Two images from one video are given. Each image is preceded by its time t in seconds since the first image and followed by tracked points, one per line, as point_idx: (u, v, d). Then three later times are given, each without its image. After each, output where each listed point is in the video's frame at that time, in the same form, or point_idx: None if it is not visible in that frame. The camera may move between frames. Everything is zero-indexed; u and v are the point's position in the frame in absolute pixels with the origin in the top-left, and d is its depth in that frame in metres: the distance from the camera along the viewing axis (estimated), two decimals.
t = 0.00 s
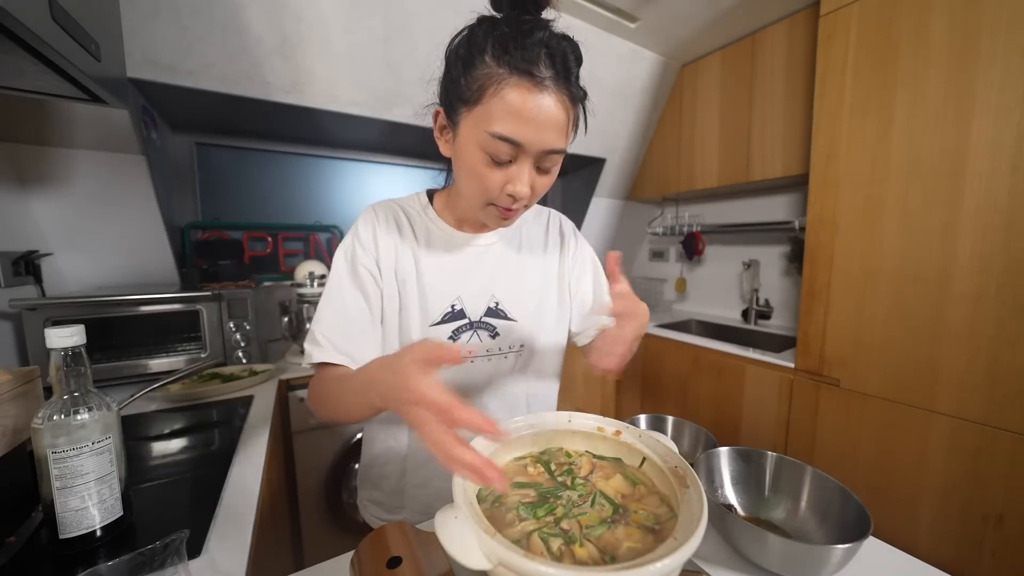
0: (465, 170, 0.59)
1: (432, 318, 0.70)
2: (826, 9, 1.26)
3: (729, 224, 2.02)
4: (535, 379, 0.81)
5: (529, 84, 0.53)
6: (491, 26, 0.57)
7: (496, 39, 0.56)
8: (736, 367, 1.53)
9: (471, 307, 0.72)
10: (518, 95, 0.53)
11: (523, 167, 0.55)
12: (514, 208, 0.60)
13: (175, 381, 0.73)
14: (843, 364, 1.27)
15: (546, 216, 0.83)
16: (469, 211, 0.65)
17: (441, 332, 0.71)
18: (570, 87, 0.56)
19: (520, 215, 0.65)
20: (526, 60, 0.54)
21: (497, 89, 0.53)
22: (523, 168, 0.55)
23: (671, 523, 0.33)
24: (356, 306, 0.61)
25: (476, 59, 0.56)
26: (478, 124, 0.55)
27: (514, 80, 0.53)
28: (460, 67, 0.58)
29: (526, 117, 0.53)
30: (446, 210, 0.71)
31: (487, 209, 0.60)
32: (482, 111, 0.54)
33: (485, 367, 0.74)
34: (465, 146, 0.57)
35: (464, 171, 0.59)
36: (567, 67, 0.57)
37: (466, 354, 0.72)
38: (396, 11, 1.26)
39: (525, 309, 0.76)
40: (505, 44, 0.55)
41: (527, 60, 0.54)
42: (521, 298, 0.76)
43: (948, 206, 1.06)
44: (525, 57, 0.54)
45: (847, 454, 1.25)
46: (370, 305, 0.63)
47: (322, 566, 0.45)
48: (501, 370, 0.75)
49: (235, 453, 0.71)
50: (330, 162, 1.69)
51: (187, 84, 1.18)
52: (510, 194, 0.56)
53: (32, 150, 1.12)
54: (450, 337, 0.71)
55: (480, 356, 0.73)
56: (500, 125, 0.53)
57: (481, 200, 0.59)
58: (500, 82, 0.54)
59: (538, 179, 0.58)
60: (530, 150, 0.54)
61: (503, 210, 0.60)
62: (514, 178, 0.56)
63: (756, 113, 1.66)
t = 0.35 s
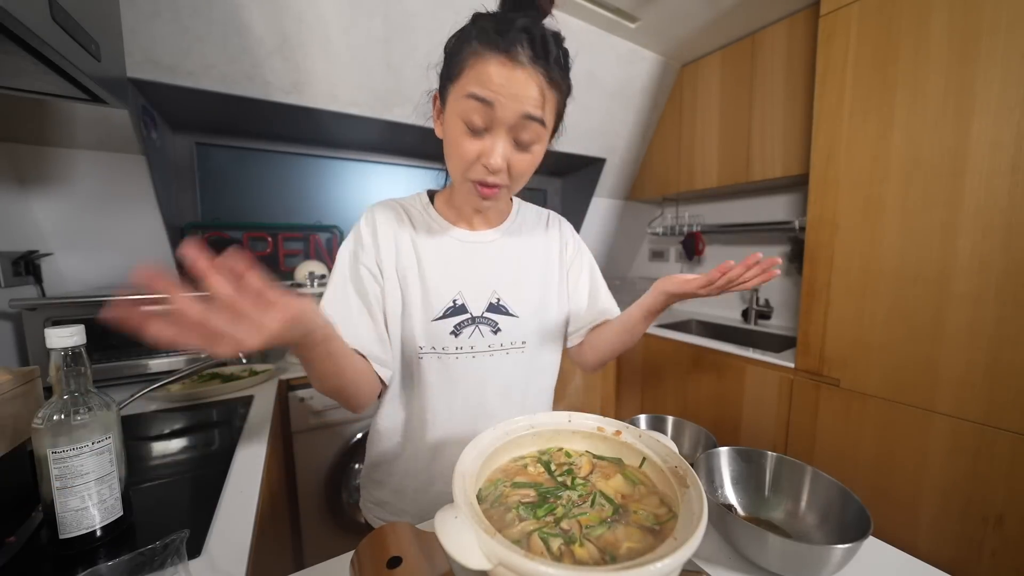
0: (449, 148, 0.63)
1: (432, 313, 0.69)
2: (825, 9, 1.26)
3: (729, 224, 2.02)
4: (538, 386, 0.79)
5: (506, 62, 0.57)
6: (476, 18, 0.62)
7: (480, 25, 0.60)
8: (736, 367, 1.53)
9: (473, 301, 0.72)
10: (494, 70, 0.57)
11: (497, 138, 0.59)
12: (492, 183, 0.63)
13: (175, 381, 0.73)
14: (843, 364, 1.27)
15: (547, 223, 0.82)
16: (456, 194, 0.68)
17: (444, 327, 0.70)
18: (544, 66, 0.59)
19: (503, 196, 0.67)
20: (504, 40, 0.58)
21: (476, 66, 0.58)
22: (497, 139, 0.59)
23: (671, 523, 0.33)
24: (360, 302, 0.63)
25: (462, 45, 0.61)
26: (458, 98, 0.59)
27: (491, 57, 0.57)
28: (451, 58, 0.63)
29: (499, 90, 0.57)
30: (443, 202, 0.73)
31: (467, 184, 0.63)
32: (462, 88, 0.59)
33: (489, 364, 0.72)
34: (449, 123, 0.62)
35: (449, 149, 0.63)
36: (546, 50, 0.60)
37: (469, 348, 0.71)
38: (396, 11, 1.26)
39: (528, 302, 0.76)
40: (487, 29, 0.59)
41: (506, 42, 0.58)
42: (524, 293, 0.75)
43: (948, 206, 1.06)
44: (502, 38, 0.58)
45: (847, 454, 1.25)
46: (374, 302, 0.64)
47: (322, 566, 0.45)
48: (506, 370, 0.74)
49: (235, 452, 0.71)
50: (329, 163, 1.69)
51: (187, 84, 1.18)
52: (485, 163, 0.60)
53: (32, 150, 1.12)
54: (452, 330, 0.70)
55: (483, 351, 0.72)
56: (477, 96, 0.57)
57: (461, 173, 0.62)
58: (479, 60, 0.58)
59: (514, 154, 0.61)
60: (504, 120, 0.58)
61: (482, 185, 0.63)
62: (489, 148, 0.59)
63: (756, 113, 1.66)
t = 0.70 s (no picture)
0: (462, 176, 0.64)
1: (444, 302, 0.67)
2: (826, 9, 1.26)
3: (729, 224, 2.02)
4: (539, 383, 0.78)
5: (489, 85, 0.57)
6: (446, 48, 0.61)
7: (453, 55, 0.60)
8: (736, 367, 1.53)
9: (485, 289, 0.70)
10: (484, 94, 0.57)
11: (505, 153, 0.60)
12: (512, 196, 0.63)
13: (175, 381, 0.73)
14: (843, 364, 1.27)
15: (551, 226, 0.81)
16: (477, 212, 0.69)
17: (456, 317, 0.68)
18: (526, 76, 0.59)
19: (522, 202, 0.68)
20: (482, 62, 0.58)
21: (466, 95, 0.58)
22: (507, 155, 0.60)
23: (671, 523, 0.33)
24: (364, 297, 0.65)
25: (446, 78, 0.61)
26: (457, 129, 0.61)
27: (476, 84, 0.58)
28: (437, 91, 0.64)
29: (493, 113, 0.58)
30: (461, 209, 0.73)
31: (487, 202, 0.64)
32: (459, 117, 0.60)
33: (500, 356, 0.71)
34: (455, 154, 0.63)
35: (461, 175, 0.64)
36: (522, 58, 0.60)
37: (481, 338, 0.69)
38: (396, 11, 1.26)
39: (541, 291, 0.74)
40: (461, 55, 0.59)
41: (486, 64, 0.58)
42: (536, 284, 0.74)
43: (948, 206, 1.06)
44: (478, 61, 0.58)
45: (847, 453, 1.25)
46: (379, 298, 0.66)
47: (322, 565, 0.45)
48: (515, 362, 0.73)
49: (235, 452, 0.71)
50: (329, 163, 1.69)
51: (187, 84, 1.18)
52: (502, 181, 0.61)
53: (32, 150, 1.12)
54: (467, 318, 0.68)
55: (496, 342, 0.70)
56: (474, 125, 0.58)
57: (480, 195, 0.63)
58: (464, 89, 0.59)
59: (525, 161, 0.62)
60: (506, 136, 0.59)
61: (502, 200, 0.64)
62: (499, 166, 0.60)
63: (756, 113, 1.66)
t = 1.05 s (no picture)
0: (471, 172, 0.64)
1: (459, 306, 0.67)
2: (826, 9, 1.26)
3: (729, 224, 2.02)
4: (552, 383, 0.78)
5: (504, 83, 0.58)
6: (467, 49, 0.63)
7: (472, 55, 0.61)
8: (736, 367, 1.53)
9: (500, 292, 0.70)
10: (498, 93, 0.58)
11: (513, 152, 0.60)
12: (516, 194, 0.63)
13: (175, 381, 0.73)
14: (843, 364, 1.27)
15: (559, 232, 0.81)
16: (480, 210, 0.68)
17: (471, 319, 0.68)
18: (540, 79, 0.60)
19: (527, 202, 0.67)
20: (499, 63, 0.59)
21: (480, 92, 0.59)
22: (514, 153, 0.60)
23: (671, 524, 0.33)
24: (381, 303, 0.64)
25: (464, 76, 0.62)
26: (470, 125, 0.61)
27: (489, 82, 0.58)
28: (455, 90, 0.64)
29: (504, 111, 0.58)
30: (468, 214, 0.73)
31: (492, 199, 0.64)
32: (472, 114, 0.60)
33: (514, 356, 0.71)
34: (464, 149, 0.63)
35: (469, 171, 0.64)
36: (537, 62, 0.61)
37: (495, 339, 0.69)
38: (396, 11, 1.26)
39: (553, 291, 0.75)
40: (479, 57, 0.60)
41: (502, 65, 0.59)
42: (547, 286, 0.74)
43: (948, 206, 1.06)
44: (496, 61, 0.59)
45: (847, 453, 1.25)
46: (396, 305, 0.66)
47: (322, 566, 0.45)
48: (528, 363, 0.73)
49: (235, 452, 0.71)
50: (329, 163, 1.69)
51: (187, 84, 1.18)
52: (508, 177, 0.60)
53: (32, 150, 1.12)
54: (483, 322, 0.69)
55: (509, 343, 0.70)
56: (486, 120, 0.58)
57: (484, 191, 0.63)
58: (480, 86, 0.59)
59: (532, 161, 0.62)
60: (516, 134, 0.59)
61: (506, 197, 0.63)
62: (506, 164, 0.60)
63: (756, 113, 1.66)
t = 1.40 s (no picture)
0: (456, 153, 0.69)
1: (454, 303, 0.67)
2: (826, 9, 1.26)
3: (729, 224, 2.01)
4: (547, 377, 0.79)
5: (484, 72, 0.67)
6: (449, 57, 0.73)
7: (452, 59, 0.71)
8: (736, 367, 1.53)
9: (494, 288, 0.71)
10: (479, 80, 0.66)
11: (496, 128, 0.67)
12: (501, 168, 0.68)
13: (175, 381, 0.73)
14: (843, 364, 1.27)
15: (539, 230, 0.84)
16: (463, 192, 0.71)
17: (467, 315, 0.68)
18: (513, 69, 0.69)
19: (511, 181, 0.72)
20: (477, 61, 0.69)
21: (464, 81, 0.67)
22: (497, 129, 0.67)
23: (671, 524, 0.33)
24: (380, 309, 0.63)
25: (447, 76, 0.71)
26: (455, 109, 0.68)
27: (471, 74, 0.67)
28: (439, 91, 0.72)
29: (486, 95, 0.66)
30: (451, 214, 0.74)
31: (477, 173, 0.68)
32: (455, 102, 0.68)
33: (511, 349, 0.71)
34: (450, 134, 0.69)
35: (455, 152, 0.69)
36: (509, 60, 0.71)
37: (493, 334, 0.70)
38: (396, 11, 1.26)
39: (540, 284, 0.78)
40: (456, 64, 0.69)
41: (480, 62, 0.68)
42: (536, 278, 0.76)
43: (948, 206, 1.06)
44: (475, 57, 0.69)
45: (848, 453, 1.25)
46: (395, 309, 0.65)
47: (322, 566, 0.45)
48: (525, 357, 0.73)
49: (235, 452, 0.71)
50: (329, 163, 1.69)
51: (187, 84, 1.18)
52: (492, 148, 0.66)
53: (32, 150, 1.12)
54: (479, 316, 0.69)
55: (506, 335, 0.71)
56: (470, 101, 0.66)
57: (471, 166, 0.68)
58: (462, 76, 0.68)
59: (512, 138, 0.68)
60: (497, 112, 0.67)
61: (492, 171, 0.68)
62: (491, 139, 0.67)
63: (756, 113, 1.66)
